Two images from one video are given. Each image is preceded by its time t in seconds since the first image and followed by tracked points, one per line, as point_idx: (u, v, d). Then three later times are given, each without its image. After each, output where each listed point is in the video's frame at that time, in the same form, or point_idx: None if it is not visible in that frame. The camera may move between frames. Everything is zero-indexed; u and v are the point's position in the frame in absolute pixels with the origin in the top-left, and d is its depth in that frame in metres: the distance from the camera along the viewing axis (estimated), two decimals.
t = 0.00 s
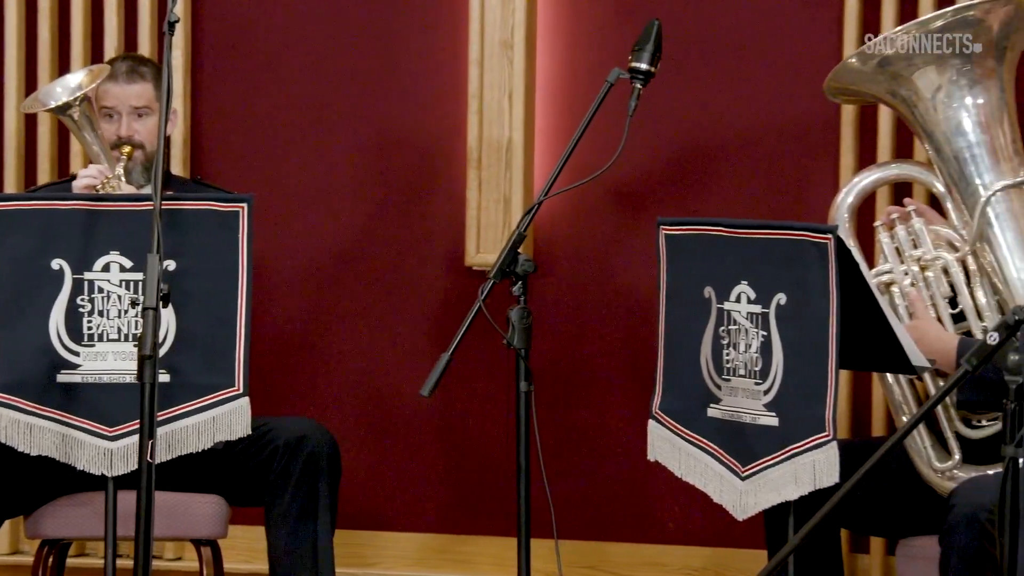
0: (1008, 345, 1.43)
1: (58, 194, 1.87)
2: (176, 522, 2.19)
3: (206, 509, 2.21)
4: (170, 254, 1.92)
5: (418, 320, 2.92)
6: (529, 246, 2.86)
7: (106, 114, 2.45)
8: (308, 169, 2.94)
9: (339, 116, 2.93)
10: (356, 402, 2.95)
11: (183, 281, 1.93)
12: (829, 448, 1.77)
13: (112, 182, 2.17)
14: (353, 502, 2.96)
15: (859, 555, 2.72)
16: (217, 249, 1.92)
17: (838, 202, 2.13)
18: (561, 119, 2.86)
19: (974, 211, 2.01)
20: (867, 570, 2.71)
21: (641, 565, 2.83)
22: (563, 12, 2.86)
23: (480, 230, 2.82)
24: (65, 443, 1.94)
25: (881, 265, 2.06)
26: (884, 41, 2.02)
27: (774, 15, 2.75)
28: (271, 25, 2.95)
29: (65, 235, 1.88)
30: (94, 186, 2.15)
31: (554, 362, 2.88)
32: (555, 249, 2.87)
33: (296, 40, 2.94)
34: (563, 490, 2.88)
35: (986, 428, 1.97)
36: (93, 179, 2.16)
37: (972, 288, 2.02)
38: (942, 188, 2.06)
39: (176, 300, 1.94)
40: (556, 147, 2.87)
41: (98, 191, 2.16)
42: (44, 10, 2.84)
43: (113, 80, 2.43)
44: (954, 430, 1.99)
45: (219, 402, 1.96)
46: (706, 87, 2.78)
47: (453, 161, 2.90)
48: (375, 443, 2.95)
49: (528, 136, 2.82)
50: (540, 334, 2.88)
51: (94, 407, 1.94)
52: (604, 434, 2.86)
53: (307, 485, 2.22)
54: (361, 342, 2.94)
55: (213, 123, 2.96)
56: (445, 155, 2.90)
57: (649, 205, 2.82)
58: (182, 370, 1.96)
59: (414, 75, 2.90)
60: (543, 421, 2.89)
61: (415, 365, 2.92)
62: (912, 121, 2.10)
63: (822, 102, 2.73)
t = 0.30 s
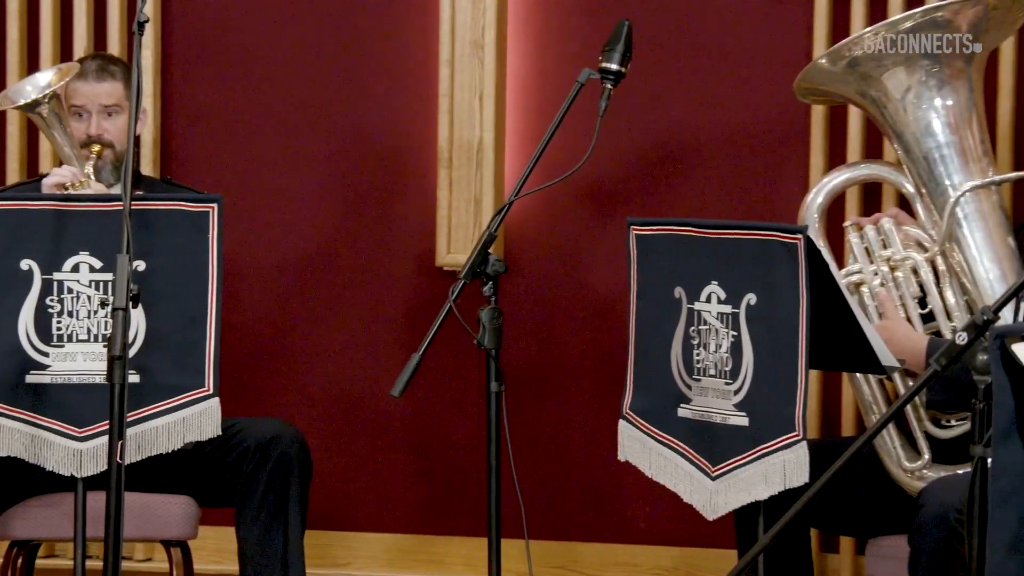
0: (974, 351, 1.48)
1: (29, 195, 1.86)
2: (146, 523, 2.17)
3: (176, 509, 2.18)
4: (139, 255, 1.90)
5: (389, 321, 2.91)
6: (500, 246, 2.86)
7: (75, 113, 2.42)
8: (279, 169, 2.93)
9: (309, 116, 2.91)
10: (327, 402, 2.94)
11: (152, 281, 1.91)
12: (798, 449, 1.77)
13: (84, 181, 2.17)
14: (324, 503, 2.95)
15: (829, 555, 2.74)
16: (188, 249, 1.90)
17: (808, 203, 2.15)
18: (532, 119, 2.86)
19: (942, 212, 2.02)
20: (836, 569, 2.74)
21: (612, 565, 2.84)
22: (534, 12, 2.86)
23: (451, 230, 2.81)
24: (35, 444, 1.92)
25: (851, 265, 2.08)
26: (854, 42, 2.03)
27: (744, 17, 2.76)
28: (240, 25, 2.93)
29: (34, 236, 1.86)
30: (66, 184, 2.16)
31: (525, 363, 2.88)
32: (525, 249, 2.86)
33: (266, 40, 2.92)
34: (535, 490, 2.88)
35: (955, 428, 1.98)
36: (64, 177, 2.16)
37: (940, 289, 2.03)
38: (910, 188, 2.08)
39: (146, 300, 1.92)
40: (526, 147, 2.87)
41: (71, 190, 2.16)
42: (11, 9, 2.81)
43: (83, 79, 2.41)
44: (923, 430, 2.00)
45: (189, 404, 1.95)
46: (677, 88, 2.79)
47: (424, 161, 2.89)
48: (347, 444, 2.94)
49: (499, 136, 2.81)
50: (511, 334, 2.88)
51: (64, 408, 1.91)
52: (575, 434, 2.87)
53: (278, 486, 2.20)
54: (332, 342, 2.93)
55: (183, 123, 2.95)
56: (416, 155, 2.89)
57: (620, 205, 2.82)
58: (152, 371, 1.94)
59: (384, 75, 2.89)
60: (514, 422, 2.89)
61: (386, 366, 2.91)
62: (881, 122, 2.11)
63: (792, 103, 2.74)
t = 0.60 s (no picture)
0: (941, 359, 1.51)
1: None
2: (112, 524, 2.13)
3: (143, 511, 2.14)
4: (107, 255, 1.88)
5: (358, 321, 2.89)
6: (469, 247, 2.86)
7: (42, 113, 2.39)
8: (247, 169, 2.91)
9: (277, 115, 2.90)
10: (295, 403, 2.92)
11: (120, 281, 1.89)
12: (766, 449, 1.78)
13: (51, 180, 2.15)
14: (293, 503, 2.93)
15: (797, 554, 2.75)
16: (156, 249, 1.88)
17: (776, 202, 2.15)
18: (501, 120, 2.86)
19: (911, 211, 2.05)
20: (804, 569, 2.75)
21: (581, 565, 2.84)
22: (503, 13, 2.85)
23: (420, 230, 2.80)
24: (1, 444, 1.90)
25: (819, 265, 2.08)
26: (822, 41, 2.04)
27: (712, 19, 2.77)
28: (208, 25, 2.91)
29: None
30: (32, 183, 2.12)
31: (494, 363, 2.87)
32: (494, 249, 2.86)
33: (233, 39, 2.90)
34: (504, 490, 2.88)
35: (923, 428, 2.00)
36: (30, 176, 2.13)
37: (908, 289, 2.04)
38: (878, 188, 2.10)
39: (115, 300, 1.90)
40: (495, 148, 2.86)
41: (37, 189, 2.13)
42: None
43: (50, 78, 2.39)
44: (891, 429, 2.02)
45: (157, 404, 1.93)
46: (646, 90, 2.80)
47: (392, 161, 2.88)
48: (315, 445, 2.92)
49: (467, 137, 2.81)
50: (480, 335, 2.88)
51: (31, 409, 1.89)
52: (544, 435, 2.87)
53: (246, 485, 2.18)
54: (300, 343, 2.91)
55: (150, 122, 2.93)
56: (384, 155, 2.88)
57: (589, 205, 2.82)
58: (120, 371, 1.92)
59: (352, 75, 2.88)
60: (482, 422, 2.89)
61: (354, 366, 2.90)
62: (849, 122, 2.13)
63: (759, 104, 2.75)
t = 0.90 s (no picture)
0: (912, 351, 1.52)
1: None
2: (82, 526, 2.11)
3: (114, 512, 2.12)
4: (78, 255, 1.86)
5: (330, 322, 2.88)
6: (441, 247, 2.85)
7: (15, 113, 2.37)
8: (218, 170, 2.89)
9: (248, 115, 2.88)
10: (267, 404, 2.90)
11: (92, 282, 1.87)
12: (738, 449, 1.78)
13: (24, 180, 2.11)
14: (265, 504, 2.91)
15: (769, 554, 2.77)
16: (127, 250, 1.86)
17: (749, 201, 2.17)
18: (473, 120, 2.86)
19: (883, 211, 2.05)
20: (775, 569, 2.77)
21: (554, 566, 2.84)
22: (475, 14, 2.85)
23: (392, 230, 2.80)
24: None
25: (792, 264, 2.10)
26: (797, 42, 2.05)
27: (684, 21, 2.78)
28: (179, 24, 2.89)
29: None
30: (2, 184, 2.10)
31: (466, 364, 2.87)
32: (467, 249, 2.86)
33: (204, 39, 2.88)
34: (477, 491, 2.88)
35: (894, 428, 2.02)
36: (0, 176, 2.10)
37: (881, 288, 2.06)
38: (852, 189, 2.11)
39: (86, 300, 1.88)
40: (467, 148, 2.86)
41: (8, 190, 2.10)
42: None
43: (23, 78, 2.37)
44: (862, 429, 2.03)
45: (128, 405, 1.91)
46: (619, 91, 2.80)
47: (364, 162, 2.87)
48: (288, 446, 2.91)
49: (440, 137, 2.80)
50: (452, 336, 2.87)
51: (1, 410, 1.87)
52: (516, 436, 2.87)
53: (217, 487, 2.17)
54: (272, 344, 2.90)
55: (122, 123, 2.90)
56: (355, 155, 2.87)
57: (561, 206, 2.82)
58: (92, 372, 1.90)
59: (324, 75, 2.86)
60: (455, 423, 2.88)
61: (326, 368, 2.89)
62: (823, 121, 2.14)
63: (731, 106, 2.76)
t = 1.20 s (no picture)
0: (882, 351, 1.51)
1: None
2: (53, 526, 2.08)
3: (85, 512, 2.09)
4: (49, 255, 1.84)
5: (302, 322, 2.86)
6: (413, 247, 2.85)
7: None
8: (189, 169, 2.87)
9: (219, 115, 2.86)
10: (239, 404, 2.89)
11: (63, 282, 1.85)
12: (710, 448, 1.78)
13: (14, 148, 2.11)
14: (236, 505, 2.90)
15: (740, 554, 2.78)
16: (98, 250, 1.85)
17: (723, 198, 2.19)
18: (446, 120, 2.85)
19: (858, 211, 2.07)
20: (747, 568, 2.78)
21: (526, 566, 2.84)
22: (448, 15, 2.84)
23: (365, 230, 2.78)
24: None
25: (766, 263, 2.11)
26: (774, 41, 2.06)
27: (656, 23, 2.78)
28: (149, 23, 2.87)
29: None
30: None
31: (439, 364, 2.87)
32: (439, 249, 2.85)
33: (174, 38, 2.86)
34: (449, 491, 2.88)
35: (866, 427, 2.02)
36: None
37: (855, 288, 2.08)
38: (829, 190, 2.12)
39: (57, 300, 1.86)
40: (440, 148, 2.85)
41: None
42: None
43: None
44: (835, 428, 2.04)
45: (98, 406, 1.89)
46: (591, 92, 2.80)
47: (336, 162, 2.85)
48: (259, 446, 2.89)
49: (412, 136, 2.79)
50: (424, 336, 2.87)
51: None
52: (489, 436, 2.86)
53: (190, 484, 2.16)
54: (243, 344, 2.88)
55: (93, 122, 2.88)
56: (326, 155, 2.85)
57: (533, 206, 2.82)
58: (62, 372, 1.88)
59: (295, 75, 2.85)
60: (427, 423, 2.88)
61: (298, 368, 2.87)
62: (798, 120, 2.16)
63: (702, 107, 2.77)
